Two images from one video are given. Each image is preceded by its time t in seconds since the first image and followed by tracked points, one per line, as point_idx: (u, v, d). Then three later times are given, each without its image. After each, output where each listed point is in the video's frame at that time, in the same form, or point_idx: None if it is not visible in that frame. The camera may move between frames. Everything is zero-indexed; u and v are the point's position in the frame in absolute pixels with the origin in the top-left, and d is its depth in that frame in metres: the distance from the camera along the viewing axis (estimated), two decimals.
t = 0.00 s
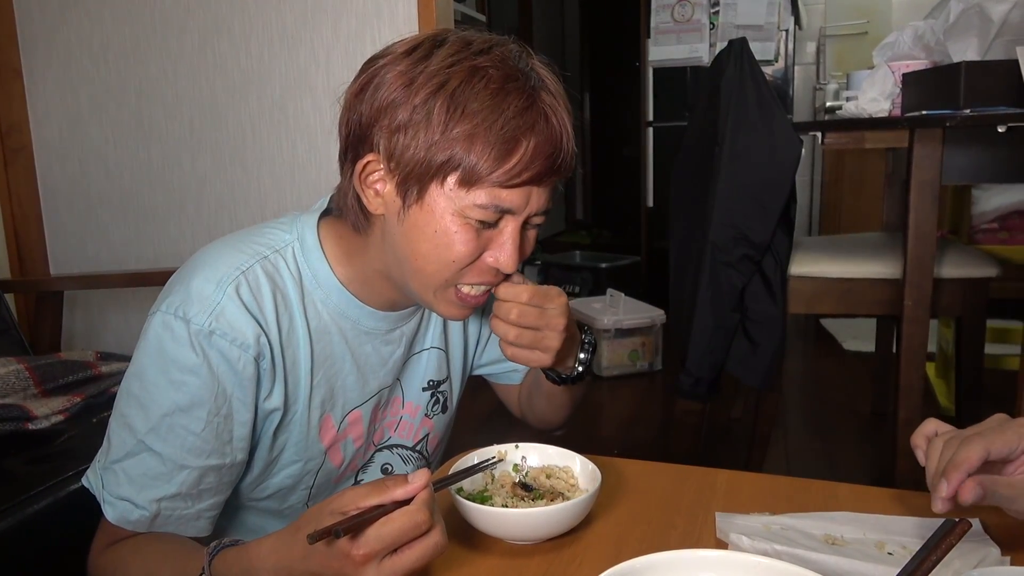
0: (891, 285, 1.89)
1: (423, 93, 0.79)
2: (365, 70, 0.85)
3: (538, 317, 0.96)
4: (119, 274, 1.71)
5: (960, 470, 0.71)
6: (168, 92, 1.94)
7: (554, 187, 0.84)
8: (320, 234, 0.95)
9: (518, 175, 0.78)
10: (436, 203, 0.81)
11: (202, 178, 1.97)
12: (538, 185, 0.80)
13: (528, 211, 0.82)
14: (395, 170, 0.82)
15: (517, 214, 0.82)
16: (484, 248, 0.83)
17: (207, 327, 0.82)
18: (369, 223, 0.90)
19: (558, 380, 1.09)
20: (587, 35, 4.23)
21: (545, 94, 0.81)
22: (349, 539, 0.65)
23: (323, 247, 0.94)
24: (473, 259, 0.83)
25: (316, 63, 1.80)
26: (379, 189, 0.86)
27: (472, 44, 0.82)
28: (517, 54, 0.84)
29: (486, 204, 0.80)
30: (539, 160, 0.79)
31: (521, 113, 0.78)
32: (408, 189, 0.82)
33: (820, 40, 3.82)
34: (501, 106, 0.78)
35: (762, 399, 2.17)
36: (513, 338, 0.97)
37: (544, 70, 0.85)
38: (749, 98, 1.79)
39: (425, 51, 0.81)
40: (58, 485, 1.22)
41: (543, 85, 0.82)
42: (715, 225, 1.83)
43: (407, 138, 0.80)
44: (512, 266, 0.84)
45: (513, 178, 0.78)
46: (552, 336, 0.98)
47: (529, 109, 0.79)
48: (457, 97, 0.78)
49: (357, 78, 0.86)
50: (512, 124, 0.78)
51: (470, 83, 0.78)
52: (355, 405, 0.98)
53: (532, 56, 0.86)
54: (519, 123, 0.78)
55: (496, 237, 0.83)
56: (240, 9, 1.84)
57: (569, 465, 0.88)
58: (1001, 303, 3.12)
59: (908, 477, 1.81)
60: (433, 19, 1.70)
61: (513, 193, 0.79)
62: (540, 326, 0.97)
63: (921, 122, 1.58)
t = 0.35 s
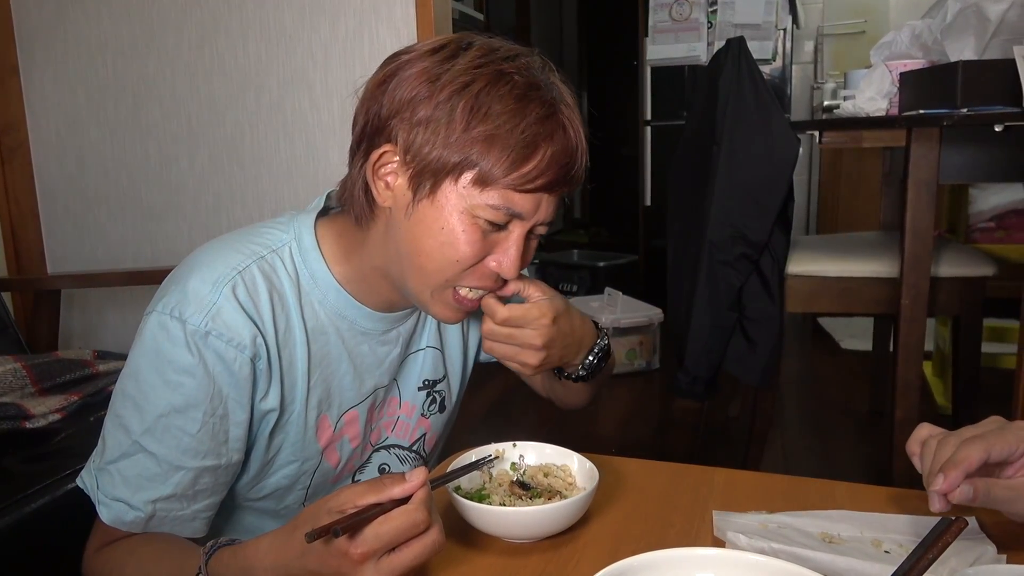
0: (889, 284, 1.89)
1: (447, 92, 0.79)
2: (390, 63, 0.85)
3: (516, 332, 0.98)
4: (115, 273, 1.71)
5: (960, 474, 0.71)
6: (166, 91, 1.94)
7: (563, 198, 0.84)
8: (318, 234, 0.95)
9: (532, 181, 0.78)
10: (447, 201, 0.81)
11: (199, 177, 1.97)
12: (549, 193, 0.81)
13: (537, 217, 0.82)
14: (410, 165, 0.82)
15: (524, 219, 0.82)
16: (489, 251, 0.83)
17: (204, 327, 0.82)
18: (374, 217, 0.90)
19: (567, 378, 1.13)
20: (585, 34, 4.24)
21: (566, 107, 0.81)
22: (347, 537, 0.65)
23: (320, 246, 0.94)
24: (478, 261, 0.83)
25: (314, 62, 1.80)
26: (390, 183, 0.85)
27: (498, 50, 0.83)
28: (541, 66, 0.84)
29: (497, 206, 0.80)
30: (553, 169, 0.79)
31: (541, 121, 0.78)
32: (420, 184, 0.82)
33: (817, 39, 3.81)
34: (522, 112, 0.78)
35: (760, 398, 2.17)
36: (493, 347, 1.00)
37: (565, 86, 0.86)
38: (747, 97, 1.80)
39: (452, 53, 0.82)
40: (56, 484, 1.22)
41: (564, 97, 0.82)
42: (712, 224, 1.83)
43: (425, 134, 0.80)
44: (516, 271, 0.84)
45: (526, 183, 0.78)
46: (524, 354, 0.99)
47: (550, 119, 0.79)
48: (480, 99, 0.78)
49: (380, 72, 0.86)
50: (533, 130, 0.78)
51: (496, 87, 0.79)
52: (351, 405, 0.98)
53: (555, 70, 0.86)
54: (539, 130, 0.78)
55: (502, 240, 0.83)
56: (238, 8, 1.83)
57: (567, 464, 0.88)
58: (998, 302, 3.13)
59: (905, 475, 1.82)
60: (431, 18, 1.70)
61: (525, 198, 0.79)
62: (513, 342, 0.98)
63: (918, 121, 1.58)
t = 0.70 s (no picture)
0: (887, 283, 1.89)
1: (441, 90, 0.79)
2: (379, 65, 0.85)
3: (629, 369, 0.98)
4: (114, 272, 1.71)
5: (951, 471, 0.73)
6: (164, 89, 1.93)
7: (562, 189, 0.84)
8: (317, 233, 0.95)
9: (532, 174, 0.78)
10: (448, 200, 0.80)
11: (198, 176, 1.96)
12: (550, 185, 0.81)
13: (538, 209, 0.82)
14: (409, 166, 0.82)
15: (526, 212, 0.82)
16: (493, 248, 0.83)
17: (203, 325, 0.82)
18: (372, 219, 0.89)
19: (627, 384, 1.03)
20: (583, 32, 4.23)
21: (560, 98, 0.82)
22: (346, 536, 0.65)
23: (319, 244, 0.94)
24: (483, 259, 0.82)
25: (312, 61, 1.80)
26: (388, 186, 0.85)
27: (488, 45, 0.83)
28: (530, 58, 0.85)
29: (499, 202, 0.79)
30: (554, 161, 0.79)
31: (537, 114, 0.79)
32: (421, 185, 0.81)
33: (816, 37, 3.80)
34: (518, 106, 0.78)
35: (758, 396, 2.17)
36: (609, 391, 0.99)
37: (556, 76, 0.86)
38: (745, 95, 1.80)
39: (442, 50, 0.82)
40: (54, 482, 1.22)
41: (558, 90, 0.83)
42: (710, 223, 1.83)
43: (422, 134, 0.80)
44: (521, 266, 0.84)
45: (527, 177, 0.78)
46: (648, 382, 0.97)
47: (545, 111, 0.79)
48: (475, 96, 0.78)
49: (370, 74, 0.86)
50: (530, 124, 0.78)
51: (490, 83, 0.79)
52: (352, 403, 0.98)
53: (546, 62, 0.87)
54: (536, 123, 0.78)
55: (505, 236, 0.83)
56: (236, 5, 1.83)
57: (566, 462, 0.88)
58: (996, 301, 3.13)
59: (902, 474, 1.82)
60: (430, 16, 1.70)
61: (527, 191, 0.79)
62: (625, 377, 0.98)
63: (918, 120, 1.58)
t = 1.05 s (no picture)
0: (886, 282, 1.90)
1: (399, 75, 0.79)
2: (339, 61, 0.85)
3: (797, 453, 0.80)
4: (113, 270, 1.71)
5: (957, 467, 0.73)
6: (163, 87, 1.93)
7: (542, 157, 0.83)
8: (313, 232, 0.95)
9: (504, 145, 0.78)
10: (425, 184, 0.81)
11: (197, 174, 1.96)
12: (526, 154, 0.80)
13: (518, 180, 0.81)
14: (382, 158, 0.82)
15: (507, 186, 0.81)
16: (479, 228, 0.83)
17: (197, 322, 0.82)
18: (360, 218, 0.90)
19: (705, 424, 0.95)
20: (582, 31, 4.23)
21: (521, 65, 0.81)
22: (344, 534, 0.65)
23: (315, 243, 0.94)
24: (471, 242, 0.83)
25: (312, 60, 1.80)
26: (366, 180, 0.85)
27: (442, 23, 0.83)
28: (488, 31, 0.84)
29: (475, 179, 0.80)
30: (522, 128, 0.79)
31: (498, 84, 0.78)
32: (397, 174, 0.82)
33: (815, 36, 3.79)
34: (477, 79, 0.78)
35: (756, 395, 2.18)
36: (812, 484, 0.78)
37: (518, 46, 0.85)
38: (745, 95, 1.80)
39: (396, 34, 0.82)
40: (53, 482, 1.22)
41: (518, 58, 0.82)
42: (710, 222, 1.83)
43: (388, 123, 0.80)
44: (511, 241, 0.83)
45: (499, 149, 0.78)
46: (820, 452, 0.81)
47: (507, 80, 0.79)
48: (432, 76, 0.78)
49: (332, 71, 0.86)
50: (492, 96, 0.78)
51: (445, 61, 0.79)
52: (350, 403, 0.98)
53: (506, 33, 0.86)
54: (498, 94, 0.78)
55: (490, 213, 0.83)
56: (236, 4, 1.83)
57: (565, 461, 0.88)
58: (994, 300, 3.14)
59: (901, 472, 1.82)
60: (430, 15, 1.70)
61: (502, 164, 0.79)
62: (807, 458, 0.79)
63: (917, 119, 1.59)
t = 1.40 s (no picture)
0: (884, 281, 1.90)
1: (368, 69, 0.79)
2: (313, 59, 0.85)
3: (772, 454, 0.80)
4: (112, 269, 1.71)
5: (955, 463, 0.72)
6: (162, 86, 1.93)
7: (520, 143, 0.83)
8: (304, 230, 0.95)
9: (477, 133, 0.78)
10: (404, 178, 0.81)
11: (196, 173, 1.96)
12: (501, 140, 0.80)
13: (496, 167, 0.81)
14: (359, 154, 0.82)
15: (487, 174, 0.81)
16: (462, 220, 0.82)
17: (190, 322, 0.82)
18: (346, 219, 0.90)
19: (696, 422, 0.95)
20: (581, 30, 4.23)
21: (490, 51, 0.81)
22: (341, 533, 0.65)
23: (307, 241, 0.94)
24: (454, 234, 0.82)
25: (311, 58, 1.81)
26: (348, 178, 0.86)
27: (411, 14, 0.83)
28: (458, 18, 0.84)
29: (452, 169, 0.79)
30: (494, 114, 0.78)
31: (468, 71, 0.78)
32: (375, 169, 0.82)
33: (814, 35, 3.79)
34: (446, 68, 0.78)
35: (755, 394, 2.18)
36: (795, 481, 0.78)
37: (490, 32, 0.85)
38: (744, 94, 1.80)
39: (365, 29, 0.82)
40: (53, 480, 1.23)
41: (489, 44, 0.82)
42: (708, 222, 1.83)
43: (361, 119, 0.80)
44: (495, 231, 0.82)
45: (472, 137, 0.78)
46: (796, 438, 0.81)
47: (476, 67, 0.79)
48: (400, 67, 0.78)
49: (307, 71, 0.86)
50: (461, 83, 0.78)
51: (413, 51, 0.79)
52: (345, 401, 0.98)
53: (478, 20, 0.86)
54: (467, 81, 0.78)
55: (470, 204, 0.82)
56: (235, 3, 1.83)
57: (563, 460, 0.88)
58: (993, 300, 3.14)
59: (899, 471, 1.83)
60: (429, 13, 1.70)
61: (478, 151, 0.79)
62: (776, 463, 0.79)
63: (915, 119, 1.59)
